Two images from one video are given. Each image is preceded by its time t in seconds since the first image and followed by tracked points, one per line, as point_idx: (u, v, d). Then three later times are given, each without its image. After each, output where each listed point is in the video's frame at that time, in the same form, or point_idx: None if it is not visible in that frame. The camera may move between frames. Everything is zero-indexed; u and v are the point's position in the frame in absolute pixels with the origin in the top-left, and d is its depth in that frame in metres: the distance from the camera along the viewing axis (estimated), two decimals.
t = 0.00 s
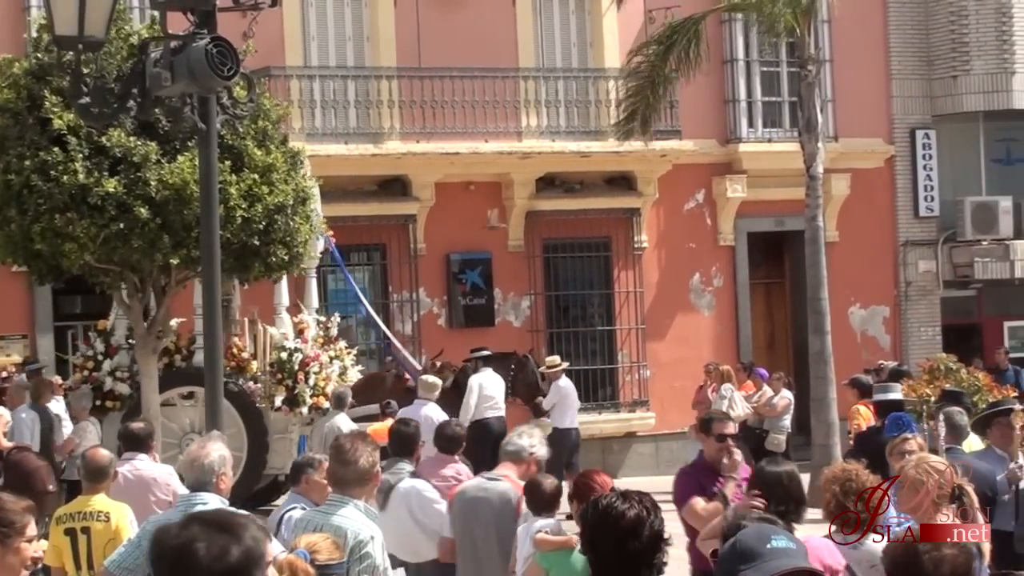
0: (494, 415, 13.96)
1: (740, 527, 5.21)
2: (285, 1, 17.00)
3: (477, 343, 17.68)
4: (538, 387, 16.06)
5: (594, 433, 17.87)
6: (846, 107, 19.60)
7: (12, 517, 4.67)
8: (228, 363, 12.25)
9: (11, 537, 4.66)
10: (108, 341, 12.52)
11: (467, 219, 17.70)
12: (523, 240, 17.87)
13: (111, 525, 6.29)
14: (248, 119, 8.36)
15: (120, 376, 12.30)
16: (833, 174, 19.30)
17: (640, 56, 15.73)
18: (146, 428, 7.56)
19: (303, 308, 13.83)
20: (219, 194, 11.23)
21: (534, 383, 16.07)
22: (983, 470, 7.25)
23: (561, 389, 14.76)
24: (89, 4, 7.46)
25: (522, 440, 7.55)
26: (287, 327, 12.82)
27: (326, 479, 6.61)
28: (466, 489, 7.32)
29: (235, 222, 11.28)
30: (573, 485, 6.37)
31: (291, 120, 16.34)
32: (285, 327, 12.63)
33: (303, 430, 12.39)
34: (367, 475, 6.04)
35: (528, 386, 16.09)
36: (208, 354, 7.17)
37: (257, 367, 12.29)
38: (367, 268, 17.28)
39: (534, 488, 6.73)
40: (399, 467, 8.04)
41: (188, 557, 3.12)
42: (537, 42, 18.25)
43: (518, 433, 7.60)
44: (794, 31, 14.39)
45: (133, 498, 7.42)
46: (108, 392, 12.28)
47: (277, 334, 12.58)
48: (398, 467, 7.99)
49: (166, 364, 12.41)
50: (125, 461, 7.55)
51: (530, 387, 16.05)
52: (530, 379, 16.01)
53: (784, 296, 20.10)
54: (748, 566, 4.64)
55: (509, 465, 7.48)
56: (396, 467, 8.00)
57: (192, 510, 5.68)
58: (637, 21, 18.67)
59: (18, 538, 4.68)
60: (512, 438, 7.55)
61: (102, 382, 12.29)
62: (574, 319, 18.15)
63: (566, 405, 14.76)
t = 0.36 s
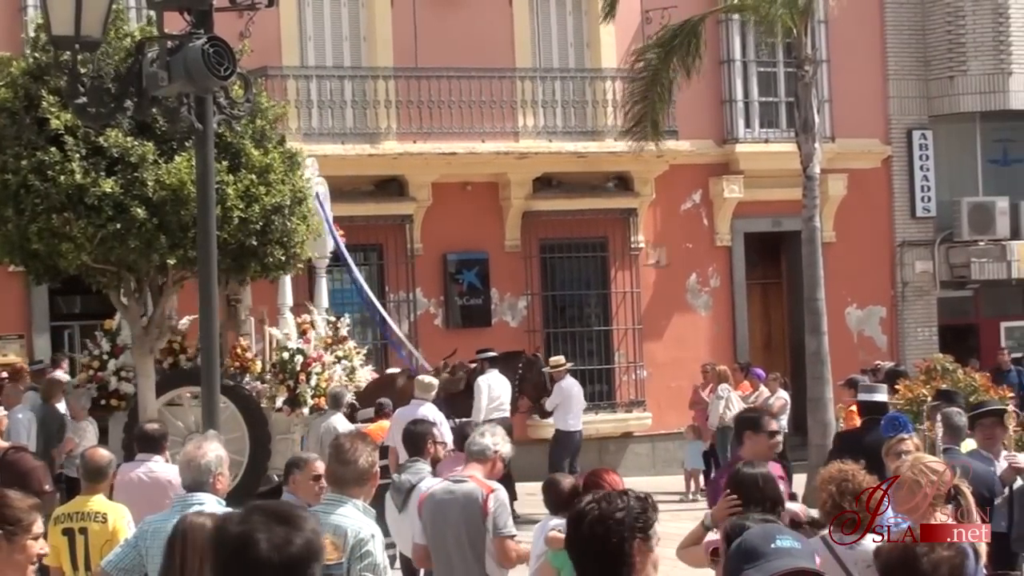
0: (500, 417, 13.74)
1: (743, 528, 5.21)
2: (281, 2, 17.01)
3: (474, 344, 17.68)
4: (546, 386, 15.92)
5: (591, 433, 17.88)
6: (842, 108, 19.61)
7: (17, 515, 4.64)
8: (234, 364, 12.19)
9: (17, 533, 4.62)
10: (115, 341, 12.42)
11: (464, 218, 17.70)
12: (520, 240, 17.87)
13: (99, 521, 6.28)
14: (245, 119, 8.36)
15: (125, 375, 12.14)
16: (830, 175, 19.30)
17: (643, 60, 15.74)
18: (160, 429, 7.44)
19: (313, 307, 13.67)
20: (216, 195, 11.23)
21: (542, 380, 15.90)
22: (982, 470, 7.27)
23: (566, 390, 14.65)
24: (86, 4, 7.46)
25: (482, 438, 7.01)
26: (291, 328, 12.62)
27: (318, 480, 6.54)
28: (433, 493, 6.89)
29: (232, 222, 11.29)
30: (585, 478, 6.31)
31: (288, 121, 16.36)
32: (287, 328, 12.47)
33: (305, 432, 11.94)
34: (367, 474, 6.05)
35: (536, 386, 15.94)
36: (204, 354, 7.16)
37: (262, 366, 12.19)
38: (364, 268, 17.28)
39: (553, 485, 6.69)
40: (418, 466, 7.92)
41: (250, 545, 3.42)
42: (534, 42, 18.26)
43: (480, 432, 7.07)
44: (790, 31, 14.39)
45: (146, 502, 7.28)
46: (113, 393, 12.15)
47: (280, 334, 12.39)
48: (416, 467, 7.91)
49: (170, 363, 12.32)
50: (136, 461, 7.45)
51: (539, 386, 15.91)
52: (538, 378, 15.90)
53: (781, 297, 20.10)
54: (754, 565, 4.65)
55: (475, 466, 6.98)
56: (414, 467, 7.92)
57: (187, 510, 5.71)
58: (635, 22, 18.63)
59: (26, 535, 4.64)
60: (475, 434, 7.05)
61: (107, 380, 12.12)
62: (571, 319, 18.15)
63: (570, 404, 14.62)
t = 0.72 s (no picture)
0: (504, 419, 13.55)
1: (748, 527, 5.22)
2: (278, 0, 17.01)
3: (470, 344, 17.69)
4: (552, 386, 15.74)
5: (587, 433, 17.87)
6: (839, 106, 19.61)
7: (54, 513, 4.31)
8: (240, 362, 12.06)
9: (53, 532, 4.29)
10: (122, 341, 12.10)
11: (460, 217, 17.69)
12: (517, 240, 17.88)
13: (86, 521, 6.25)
14: (241, 118, 8.35)
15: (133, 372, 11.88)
16: (827, 174, 19.31)
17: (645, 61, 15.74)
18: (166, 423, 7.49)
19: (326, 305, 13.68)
20: (212, 195, 11.23)
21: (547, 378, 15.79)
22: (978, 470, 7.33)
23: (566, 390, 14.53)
24: (82, 3, 7.45)
25: (474, 438, 7.06)
26: (294, 326, 12.40)
27: (303, 479, 6.53)
28: (431, 489, 6.89)
29: (229, 221, 11.29)
30: (596, 478, 6.31)
31: (285, 119, 16.38)
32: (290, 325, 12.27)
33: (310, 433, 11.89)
34: (367, 474, 6.05)
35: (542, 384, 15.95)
36: (202, 353, 7.17)
37: (266, 365, 12.06)
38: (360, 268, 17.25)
39: (562, 482, 6.69)
40: (423, 466, 7.95)
41: (310, 554, 3.33)
42: (531, 40, 18.26)
43: (473, 431, 7.12)
44: (787, 31, 14.40)
45: (143, 487, 7.30)
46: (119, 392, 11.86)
47: (283, 333, 12.27)
48: (421, 467, 7.94)
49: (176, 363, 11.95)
50: (142, 453, 7.47)
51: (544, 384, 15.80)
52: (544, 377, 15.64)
53: (777, 296, 20.10)
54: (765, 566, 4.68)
55: (468, 465, 7.02)
56: (419, 466, 7.95)
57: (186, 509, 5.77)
58: (631, 21, 18.61)
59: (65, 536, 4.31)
60: (467, 433, 7.11)
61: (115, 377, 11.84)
62: (567, 318, 18.14)
63: (573, 403, 14.51)
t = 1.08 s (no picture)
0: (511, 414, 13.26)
1: (747, 527, 5.19)
2: None
3: (468, 343, 17.69)
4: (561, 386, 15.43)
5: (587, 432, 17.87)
6: (838, 105, 19.61)
7: (75, 511, 4.59)
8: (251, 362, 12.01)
9: (76, 530, 4.57)
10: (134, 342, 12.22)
11: (459, 216, 17.69)
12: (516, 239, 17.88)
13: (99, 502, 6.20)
14: (240, 117, 8.34)
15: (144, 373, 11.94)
16: (826, 173, 19.35)
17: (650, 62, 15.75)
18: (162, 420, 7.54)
19: (340, 306, 13.67)
20: (212, 194, 11.23)
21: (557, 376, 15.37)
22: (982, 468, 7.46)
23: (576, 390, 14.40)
24: (81, 2, 7.45)
25: (490, 435, 7.03)
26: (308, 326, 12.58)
27: (300, 478, 6.51)
28: (444, 486, 6.87)
29: (228, 221, 11.29)
30: (603, 475, 6.31)
31: (284, 118, 16.34)
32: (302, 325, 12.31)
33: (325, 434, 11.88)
34: (368, 474, 6.05)
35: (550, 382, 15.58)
36: (202, 353, 7.16)
37: (279, 364, 11.96)
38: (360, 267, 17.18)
39: (568, 483, 6.69)
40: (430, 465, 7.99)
41: (323, 555, 3.50)
42: (530, 42, 18.25)
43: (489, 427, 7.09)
44: (786, 30, 14.39)
45: (140, 485, 7.28)
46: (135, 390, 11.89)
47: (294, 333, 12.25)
48: (428, 466, 7.99)
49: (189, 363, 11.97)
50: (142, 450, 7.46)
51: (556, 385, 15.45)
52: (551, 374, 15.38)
53: (777, 293, 20.10)
54: (756, 561, 4.65)
55: (483, 465, 6.97)
56: (426, 465, 8.01)
57: (187, 509, 5.77)
58: (630, 20, 18.58)
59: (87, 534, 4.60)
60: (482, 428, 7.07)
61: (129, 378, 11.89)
62: (567, 317, 18.17)
63: (584, 404, 14.41)
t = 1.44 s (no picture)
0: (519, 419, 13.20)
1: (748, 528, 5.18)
2: None
3: (469, 343, 17.68)
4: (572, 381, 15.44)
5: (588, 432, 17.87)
6: (839, 105, 19.58)
7: (78, 508, 4.63)
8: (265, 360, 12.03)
9: (77, 529, 4.62)
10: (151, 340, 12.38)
11: (460, 217, 17.68)
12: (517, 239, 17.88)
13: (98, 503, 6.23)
14: (241, 117, 8.34)
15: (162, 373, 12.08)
16: (827, 173, 19.31)
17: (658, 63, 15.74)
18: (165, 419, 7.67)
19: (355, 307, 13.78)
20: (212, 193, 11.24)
21: (567, 376, 15.47)
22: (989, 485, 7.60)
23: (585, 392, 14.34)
24: (81, 4, 7.45)
25: (499, 436, 7.03)
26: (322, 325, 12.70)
27: (303, 478, 6.51)
28: (455, 488, 6.86)
29: (228, 221, 11.29)
30: (607, 476, 6.33)
31: (285, 118, 16.33)
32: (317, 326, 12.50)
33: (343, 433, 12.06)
34: (370, 474, 6.05)
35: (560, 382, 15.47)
36: (202, 354, 7.16)
37: (294, 365, 12.01)
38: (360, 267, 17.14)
39: (570, 484, 6.70)
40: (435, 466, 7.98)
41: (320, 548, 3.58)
42: (531, 42, 18.26)
43: (498, 429, 7.09)
44: (788, 30, 14.38)
45: (142, 483, 7.29)
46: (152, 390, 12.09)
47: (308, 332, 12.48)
48: (433, 467, 7.98)
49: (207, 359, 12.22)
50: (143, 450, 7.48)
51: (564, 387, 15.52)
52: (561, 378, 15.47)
53: (777, 293, 20.09)
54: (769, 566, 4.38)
55: (492, 466, 6.98)
56: (431, 465, 8.01)
57: (188, 509, 5.78)
58: (631, 21, 18.57)
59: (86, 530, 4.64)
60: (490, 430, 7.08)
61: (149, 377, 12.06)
62: (568, 318, 18.19)
63: (594, 405, 14.34)
